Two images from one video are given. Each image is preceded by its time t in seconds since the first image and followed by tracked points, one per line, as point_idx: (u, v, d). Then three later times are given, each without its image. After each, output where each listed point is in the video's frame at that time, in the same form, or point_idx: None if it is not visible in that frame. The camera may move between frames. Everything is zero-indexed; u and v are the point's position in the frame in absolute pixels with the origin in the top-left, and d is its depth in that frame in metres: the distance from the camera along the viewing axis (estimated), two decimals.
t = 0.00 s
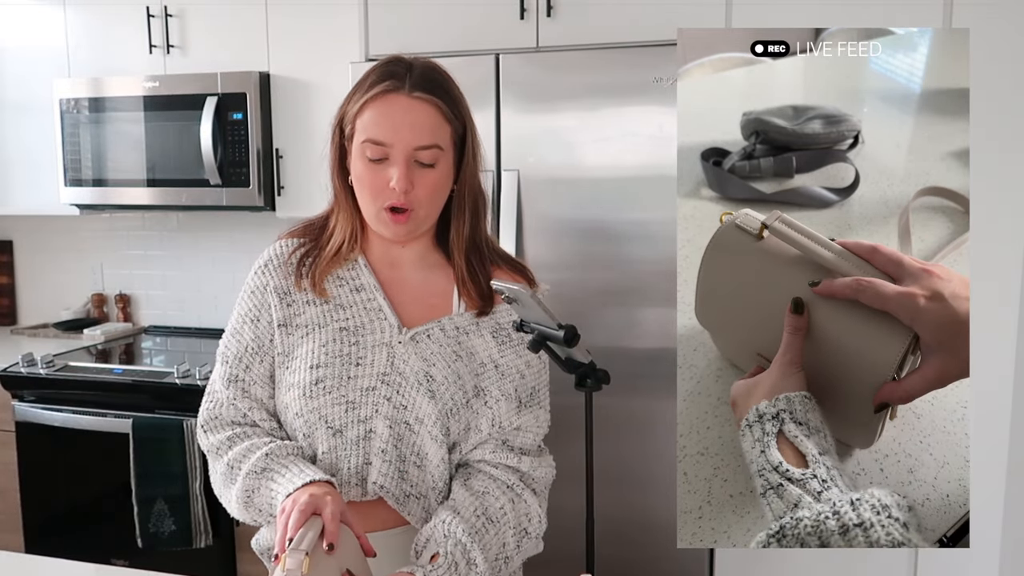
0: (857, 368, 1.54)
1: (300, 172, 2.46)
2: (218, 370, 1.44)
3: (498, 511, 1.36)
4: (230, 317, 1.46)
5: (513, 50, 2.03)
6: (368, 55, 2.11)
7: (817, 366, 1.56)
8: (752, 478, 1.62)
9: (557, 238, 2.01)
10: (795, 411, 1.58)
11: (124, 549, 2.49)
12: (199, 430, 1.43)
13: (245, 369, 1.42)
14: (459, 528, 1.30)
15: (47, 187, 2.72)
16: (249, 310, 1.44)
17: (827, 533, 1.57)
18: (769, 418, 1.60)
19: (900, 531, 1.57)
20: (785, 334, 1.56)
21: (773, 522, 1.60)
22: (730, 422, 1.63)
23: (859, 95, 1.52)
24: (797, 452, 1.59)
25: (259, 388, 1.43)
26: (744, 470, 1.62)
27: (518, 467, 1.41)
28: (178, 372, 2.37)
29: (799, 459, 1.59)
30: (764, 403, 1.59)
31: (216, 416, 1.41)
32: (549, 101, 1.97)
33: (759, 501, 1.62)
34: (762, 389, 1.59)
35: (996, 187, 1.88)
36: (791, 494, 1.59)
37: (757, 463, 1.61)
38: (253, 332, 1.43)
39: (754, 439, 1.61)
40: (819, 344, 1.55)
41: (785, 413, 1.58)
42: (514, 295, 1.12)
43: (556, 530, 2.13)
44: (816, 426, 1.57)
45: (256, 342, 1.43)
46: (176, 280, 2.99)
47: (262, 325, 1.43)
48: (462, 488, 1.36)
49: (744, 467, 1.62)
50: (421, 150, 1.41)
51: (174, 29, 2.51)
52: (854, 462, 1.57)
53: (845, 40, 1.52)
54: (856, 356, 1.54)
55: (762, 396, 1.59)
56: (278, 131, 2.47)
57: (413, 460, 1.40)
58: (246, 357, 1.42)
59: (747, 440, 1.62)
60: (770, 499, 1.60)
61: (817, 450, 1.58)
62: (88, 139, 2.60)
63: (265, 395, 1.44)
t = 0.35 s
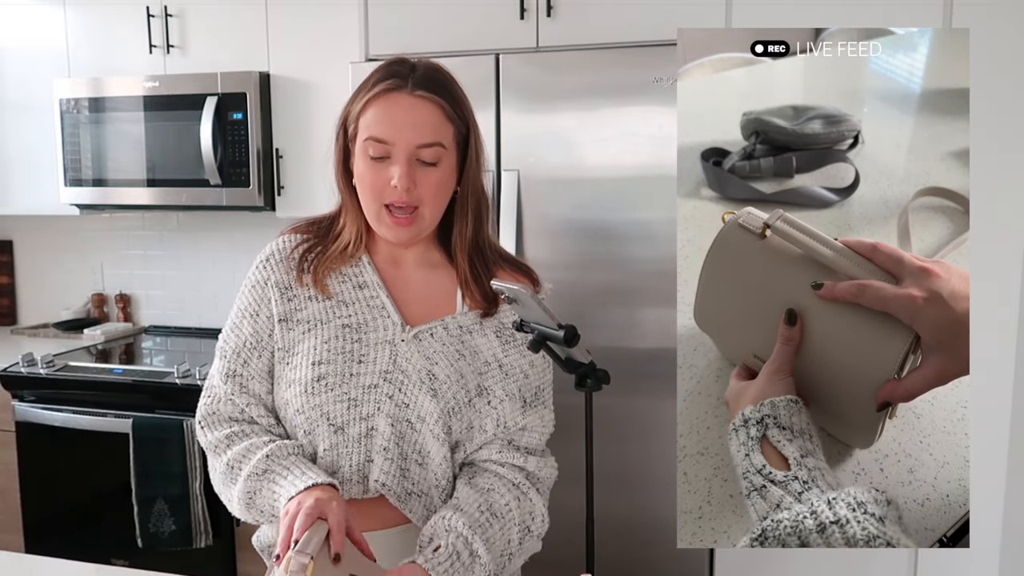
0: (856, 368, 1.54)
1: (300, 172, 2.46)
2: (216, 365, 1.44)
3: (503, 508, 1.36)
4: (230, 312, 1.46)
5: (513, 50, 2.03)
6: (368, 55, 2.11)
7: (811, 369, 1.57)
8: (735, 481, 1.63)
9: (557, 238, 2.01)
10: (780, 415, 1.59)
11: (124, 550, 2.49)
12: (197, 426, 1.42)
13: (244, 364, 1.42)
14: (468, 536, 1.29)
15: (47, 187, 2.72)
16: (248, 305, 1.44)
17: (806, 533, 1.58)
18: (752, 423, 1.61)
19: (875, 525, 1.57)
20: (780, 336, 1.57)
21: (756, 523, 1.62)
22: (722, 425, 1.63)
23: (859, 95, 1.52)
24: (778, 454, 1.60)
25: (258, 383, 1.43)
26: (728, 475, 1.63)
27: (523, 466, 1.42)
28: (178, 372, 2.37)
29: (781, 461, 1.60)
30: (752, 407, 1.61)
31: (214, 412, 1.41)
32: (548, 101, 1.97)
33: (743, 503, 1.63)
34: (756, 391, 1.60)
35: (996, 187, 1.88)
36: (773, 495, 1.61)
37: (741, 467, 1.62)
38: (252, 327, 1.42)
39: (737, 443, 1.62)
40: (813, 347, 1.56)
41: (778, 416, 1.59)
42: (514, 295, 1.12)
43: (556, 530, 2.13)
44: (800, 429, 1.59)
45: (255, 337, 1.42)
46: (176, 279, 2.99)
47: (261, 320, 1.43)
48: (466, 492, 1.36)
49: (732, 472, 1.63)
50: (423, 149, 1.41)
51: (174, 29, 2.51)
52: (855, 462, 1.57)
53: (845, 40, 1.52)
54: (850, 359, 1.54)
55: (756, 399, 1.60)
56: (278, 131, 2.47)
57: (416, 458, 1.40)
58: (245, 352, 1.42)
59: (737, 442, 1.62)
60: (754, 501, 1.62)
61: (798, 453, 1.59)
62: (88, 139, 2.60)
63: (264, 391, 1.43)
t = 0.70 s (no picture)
0: (857, 367, 1.55)
1: (300, 172, 2.46)
2: (222, 370, 1.44)
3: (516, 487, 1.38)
4: (234, 317, 1.46)
5: (513, 50, 2.03)
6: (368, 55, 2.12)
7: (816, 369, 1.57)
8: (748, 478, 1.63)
9: (557, 238, 2.01)
10: (792, 416, 1.58)
11: (123, 550, 2.48)
12: (202, 430, 1.42)
13: (251, 369, 1.42)
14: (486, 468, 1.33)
15: (46, 187, 2.72)
16: (252, 310, 1.44)
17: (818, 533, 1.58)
18: (769, 423, 1.60)
19: (881, 523, 1.57)
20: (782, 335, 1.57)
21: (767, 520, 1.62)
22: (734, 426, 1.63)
23: (859, 95, 1.52)
24: (790, 453, 1.59)
25: (265, 388, 1.43)
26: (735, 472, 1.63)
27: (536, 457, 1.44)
28: (178, 372, 2.37)
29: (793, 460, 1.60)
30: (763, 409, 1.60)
31: (219, 416, 1.41)
32: (549, 101, 1.97)
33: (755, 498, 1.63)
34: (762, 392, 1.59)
35: (996, 188, 1.88)
36: (788, 494, 1.61)
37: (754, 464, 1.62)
38: (259, 332, 1.43)
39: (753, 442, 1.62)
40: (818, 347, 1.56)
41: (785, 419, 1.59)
42: (514, 295, 1.12)
43: (556, 530, 2.13)
44: (811, 427, 1.58)
45: (262, 342, 1.42)
46: (176, 280, 2.99)
47: (267, 325, 1.43)
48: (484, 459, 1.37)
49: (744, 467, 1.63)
50: (427, 150, 1.43)
51: (175, 29, 2.51)
52: (855, 462, 1.57)
53: (845, 40, 1.52)
54: (851, 359, 1.55)
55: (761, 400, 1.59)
56: (278, 131, 2.47)
57: (427, 457, 1.41)
58: (251, 357, 1.42)
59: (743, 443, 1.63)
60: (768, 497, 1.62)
61: (811, 453, 1.58)
62: (88, 139, 2.60)
63: (270, 395, 1.43)
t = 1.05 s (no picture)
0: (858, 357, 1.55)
1: (300, 172, 2.46)
2: (221, 372, 1.46)
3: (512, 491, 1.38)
4: (234, 320, 1.48)
5: (513, 50, 2.03)
6: (368, 54, 2.10)
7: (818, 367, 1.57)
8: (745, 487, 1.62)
9: (557, 238, 2.01)
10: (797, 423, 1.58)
11: (123, 550, 2.49)
12: (200, 430, 1.44)
13: (247, 370, 1.44)
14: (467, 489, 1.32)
15: (46, 187, 2.72)
16: (251, 313, 1.45)
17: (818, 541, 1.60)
18: (771, 434, 1.59)
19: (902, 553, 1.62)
20: (781, 331, 1.57)
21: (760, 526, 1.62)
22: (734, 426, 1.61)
23: (859, 96, 1.53)
24: (797, 476, 1.59)
25: (261, 389, 1.44)
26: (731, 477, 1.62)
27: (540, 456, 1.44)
28: (178, 371, 2.37)
29: (802, 484, 1.59)
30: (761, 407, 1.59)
31: (217, 415, 1.43)
32: (549, 101, 1.97)
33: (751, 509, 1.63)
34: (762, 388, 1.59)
35: (998, 188, 1.87)
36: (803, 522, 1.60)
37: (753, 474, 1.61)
38: (257, 335, 1.44)
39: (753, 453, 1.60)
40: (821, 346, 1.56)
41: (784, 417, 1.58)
42: (514, 295, 1.12)
43: (556, 531, 2.13)
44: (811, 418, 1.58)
45: (260, 343, 1.44)
46: (176, 279, 2.99)
47: (265, 327, 1.44)
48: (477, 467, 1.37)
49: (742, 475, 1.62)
50: (424, 154, 1.43)
51: (174, 29, 2.51)
52: (855, 462, 1.58)
53: (845, 40, 1.52)
54: (852, 359, 1.56)
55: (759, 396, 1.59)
56: (278, 131, 2.47)
57: (426, 456, 1.42)
58: (248, 358, 1.44)
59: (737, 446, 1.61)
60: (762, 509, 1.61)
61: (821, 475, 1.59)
62: (88, 139, 2.60)
63: (266, 397, 1.44)
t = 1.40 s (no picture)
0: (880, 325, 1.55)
1: (300, 172, 2.46)
2: (221, 369, 1.45)
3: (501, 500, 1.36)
4: (234, 317, 1.47)
5: (513, 50, 2.03)
6: (368, 55, 2.10)
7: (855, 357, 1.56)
8: (831, 477, 1.59)
9: (557, 238, 2.01)
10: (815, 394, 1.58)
11: (123, 550, 2.48)
12: (199, 432, 1.40)
13: (247, 369, 1.43)
14: (452, 540, 1.27)
15: (47, 187, 2.72)
16: (252, 310, 1.45)
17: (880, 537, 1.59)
18: (873, 431, 1.57)
19: None
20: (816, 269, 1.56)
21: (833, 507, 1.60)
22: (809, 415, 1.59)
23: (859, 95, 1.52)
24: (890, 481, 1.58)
25: (260, 389, 1.44)
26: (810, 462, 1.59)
27: (524, 464, 1.42)
28: (177, 371, 2.37)
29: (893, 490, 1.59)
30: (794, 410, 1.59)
31: (214, 416, 1.40)
32: (549, 101, 1.97)
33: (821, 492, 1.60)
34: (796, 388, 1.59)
35: (998, 188, 1.87)
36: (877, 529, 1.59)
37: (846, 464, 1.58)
38: (257, 333, 1.44)
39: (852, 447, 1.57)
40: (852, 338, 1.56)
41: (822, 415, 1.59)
42: (514, 295, 1.12)
43: (556, 531, 2.13)
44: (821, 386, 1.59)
45: (260, 342, 1.44)
46: (176, 280, 2.99)
47: (265, 325, 1.44)
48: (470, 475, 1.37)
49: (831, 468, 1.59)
50: (426, 154, 1.44)
51: (175, 30, 2.51)
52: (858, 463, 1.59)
53: (845, 40, 1.52)
54: (852, 349, 1.56)
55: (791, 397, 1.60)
56: (278, 131, 2.47)
57: (425, 456, 1.42)
58: (248, 357, 1.44)
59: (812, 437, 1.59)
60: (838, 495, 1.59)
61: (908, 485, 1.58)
62: (88, 139, 2.60)
63: (265, 396, 1.44)
